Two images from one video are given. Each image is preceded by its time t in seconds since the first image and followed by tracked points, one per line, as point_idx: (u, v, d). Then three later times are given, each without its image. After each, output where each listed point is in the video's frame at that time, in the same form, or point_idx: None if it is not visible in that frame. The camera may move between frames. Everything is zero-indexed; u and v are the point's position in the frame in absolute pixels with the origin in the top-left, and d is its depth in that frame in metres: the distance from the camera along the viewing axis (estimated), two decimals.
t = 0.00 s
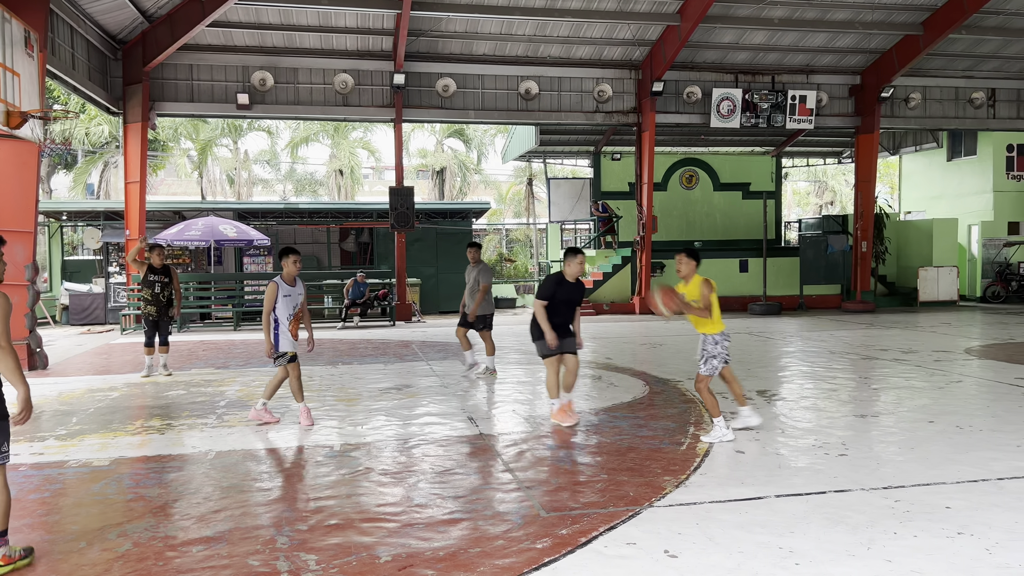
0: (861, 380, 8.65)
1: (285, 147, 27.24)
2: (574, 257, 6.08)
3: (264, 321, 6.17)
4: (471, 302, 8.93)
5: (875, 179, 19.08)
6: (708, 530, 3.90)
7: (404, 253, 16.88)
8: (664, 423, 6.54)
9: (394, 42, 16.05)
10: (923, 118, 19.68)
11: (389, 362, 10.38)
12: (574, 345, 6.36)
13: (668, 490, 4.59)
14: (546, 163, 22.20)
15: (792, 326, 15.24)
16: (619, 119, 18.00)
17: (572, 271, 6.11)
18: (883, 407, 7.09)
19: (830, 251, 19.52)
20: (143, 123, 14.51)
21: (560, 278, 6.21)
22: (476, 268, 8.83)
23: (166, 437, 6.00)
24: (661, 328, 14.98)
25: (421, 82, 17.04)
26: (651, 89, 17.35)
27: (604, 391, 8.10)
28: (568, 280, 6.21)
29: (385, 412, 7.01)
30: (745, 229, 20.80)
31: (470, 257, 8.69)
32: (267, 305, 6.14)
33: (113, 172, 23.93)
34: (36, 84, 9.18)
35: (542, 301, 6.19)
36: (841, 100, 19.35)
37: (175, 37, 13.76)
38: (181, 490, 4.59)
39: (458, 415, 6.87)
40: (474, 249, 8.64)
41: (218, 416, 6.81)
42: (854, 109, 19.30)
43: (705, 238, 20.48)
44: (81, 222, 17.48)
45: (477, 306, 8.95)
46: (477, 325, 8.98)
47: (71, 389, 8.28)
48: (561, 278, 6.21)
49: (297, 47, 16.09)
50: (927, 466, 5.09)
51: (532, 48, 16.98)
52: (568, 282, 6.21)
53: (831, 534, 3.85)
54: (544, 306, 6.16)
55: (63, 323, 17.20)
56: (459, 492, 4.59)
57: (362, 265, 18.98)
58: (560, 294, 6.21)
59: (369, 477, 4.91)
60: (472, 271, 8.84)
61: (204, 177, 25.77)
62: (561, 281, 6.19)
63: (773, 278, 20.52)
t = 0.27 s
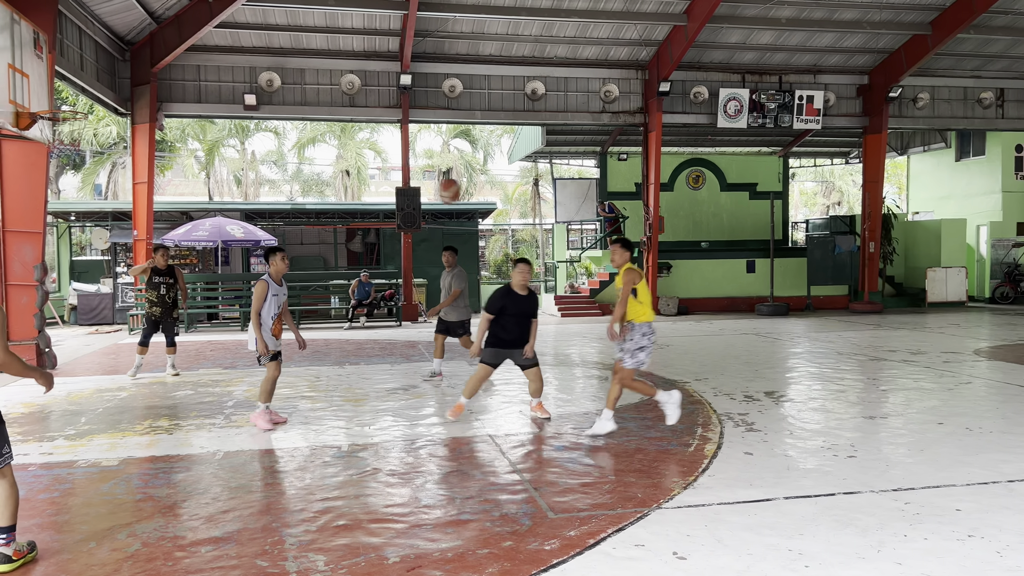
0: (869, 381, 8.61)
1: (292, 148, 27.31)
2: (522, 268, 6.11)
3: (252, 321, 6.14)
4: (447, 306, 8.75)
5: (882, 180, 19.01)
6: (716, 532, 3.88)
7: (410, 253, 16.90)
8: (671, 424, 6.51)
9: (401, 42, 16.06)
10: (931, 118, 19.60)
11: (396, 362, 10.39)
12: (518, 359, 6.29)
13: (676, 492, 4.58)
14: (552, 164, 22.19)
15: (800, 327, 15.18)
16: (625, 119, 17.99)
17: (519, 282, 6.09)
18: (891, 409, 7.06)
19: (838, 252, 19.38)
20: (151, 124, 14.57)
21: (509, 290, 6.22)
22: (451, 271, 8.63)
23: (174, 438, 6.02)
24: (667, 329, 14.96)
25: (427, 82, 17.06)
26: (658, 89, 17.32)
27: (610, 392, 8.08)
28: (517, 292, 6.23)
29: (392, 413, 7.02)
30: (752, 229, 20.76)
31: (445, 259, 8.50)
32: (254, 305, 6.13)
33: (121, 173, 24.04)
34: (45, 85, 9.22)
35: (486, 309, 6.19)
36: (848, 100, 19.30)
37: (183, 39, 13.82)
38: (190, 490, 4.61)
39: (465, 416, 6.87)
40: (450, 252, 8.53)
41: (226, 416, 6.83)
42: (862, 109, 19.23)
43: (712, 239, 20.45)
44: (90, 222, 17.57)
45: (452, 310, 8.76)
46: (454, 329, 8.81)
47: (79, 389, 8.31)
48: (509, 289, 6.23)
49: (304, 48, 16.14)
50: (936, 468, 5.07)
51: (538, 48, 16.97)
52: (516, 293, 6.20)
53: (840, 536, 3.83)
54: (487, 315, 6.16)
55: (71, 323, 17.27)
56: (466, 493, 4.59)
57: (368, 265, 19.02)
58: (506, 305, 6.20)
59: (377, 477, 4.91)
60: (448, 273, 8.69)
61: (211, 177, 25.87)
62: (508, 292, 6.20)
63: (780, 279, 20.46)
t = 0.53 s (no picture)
0: (888, 382, 8.51)
1: (308, 148, 27.47)
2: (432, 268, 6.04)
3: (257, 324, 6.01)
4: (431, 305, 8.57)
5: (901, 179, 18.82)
6: (734, 534, 3.86)
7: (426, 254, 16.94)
8: (688, 425, 6.48)
9: (417, 43, 16.10)
10: (951, 117, 19.36)
11: (411, 362, 10.41)
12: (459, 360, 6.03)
13: (693, 493, 4.55)
14: (567, 163, 22.15)
15: (817, 328, 15.05)
16: (641, 119, 17.93)
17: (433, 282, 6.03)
18: (911, 411, 6.97)
19: (855, 252, 19.03)
20: (169, 125, 14.70)
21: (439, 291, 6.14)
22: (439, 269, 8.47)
23: (193, 436, 6.07)
24: (683, 330, 14.89)
25: (443, 83, 17.11)
26: (674, 89, 17.25)
27: (626, 392, 8.05)
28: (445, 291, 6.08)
29: (408, 412, 7.03)
30: (769, 229, 20.54)
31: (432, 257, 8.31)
32: (259, 300, 6.04)
33: (139, 174, 24.30)
34: (66, 87, 9.33)
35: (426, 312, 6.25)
36: (866, 99, 19.09)
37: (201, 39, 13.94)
38: (209, 489, 4.64)
39: (481, 416, 6.87)
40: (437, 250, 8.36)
41: (244, 414, 6.88)
42: (881, 108, 19.03)
43: (729, 239, 20.28)
44: (109, 222, 17.77)
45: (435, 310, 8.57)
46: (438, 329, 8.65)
47: (99, 388, 8.39)
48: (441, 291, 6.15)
49: (321, 49, 16.23)
50: (958, 471, 5.00)
51: (554, 48, 16.95)
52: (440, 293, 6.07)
53: (860, 539, 3.79)
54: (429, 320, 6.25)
55: (91, 322, 17.48)
56: (483, 493, 4.59)
57: (384, 265, 19.10)
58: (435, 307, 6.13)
59: (394, 477, 4.92)
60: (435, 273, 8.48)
61: (228, 178, 26.07)
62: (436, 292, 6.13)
63: (797, 279, 20.36)
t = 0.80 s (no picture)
0: (916, 386, 8.37)
1: (332, 150, 27.69)
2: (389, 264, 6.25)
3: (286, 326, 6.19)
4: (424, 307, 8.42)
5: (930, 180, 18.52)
6: (760, 538, 3.81)
7: (448, 255, 16.99)
8: (713, 428, 6.42)
9: (440, 45, 16.16)
10: (981, 116, 19.01)
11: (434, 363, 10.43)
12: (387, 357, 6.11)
13: (718, 497, 4.51)
14: (590, 164, 22.07)
15: (843, 330, 14.85)
16: (664, 119, 17.83)
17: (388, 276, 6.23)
18: (940, 415, 6.85)
19: (883, 253, 18.64)
20: (196, 127, 14.90)
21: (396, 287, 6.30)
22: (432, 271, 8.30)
23: (219, 435, 6.14)
24: (707, 331, 14.76)
25: (466, 85, 17.14)
26: (698, 89, 17.13)
27: (650, 395, 8.00)
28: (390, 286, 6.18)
29: (431, 413, 7.05)
30: (795, 229, 20.29)
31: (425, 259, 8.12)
32: (281, 301, 6.15)
33: (167, 176, 24.65)
34: (96, 90, 9.49)
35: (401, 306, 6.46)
36: (894, 98, 18.80)
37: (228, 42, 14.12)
38: (235, 488, 4.69)
39: (504, 417, 6.86)
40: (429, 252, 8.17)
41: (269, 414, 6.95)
42: (909, 107, 18.74)
43: (753, 240, 20.08)
44: (137, 223, 18.05)
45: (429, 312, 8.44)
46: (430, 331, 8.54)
47: (128, 387, 8.52)
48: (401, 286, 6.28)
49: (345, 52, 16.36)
50: (990, 476, 4.90)
51: (577, 49, 16.92)
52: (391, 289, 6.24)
53: (889, 544, 3.73)
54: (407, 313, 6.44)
55: (120, 322, 17.76)
56: (506, 495, 4.58)
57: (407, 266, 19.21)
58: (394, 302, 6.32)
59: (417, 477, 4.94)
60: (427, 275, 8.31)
61: (253, 179, 26.37)
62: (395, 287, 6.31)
63: (822, 280, 20.13)
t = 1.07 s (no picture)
0: (951, 389, 8.19)
1: (360, 152, 27.93)
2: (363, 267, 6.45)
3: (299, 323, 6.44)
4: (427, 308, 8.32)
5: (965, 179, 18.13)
6: (791, 543, 3.76)
7: (475, 255, 17.04)
8: (742, 431, 6.35)
9: (467, 46, 16.22)
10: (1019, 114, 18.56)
11: (460, 363, 10.46)
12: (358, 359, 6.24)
13: (747, 501, 4.45)
14: (617, 164, 21.95)
15: (875, 332, 14.58)
16: (693, 119, 17.67)
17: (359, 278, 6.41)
18: (976, 419, 6.69)
19: (916, 254, 18.28)
20: (227, 129, 15.12)
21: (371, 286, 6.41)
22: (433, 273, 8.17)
23: (249, 434, 6.22)
24: (736, 333, 14.60)
25: (493, 86, 17.16)
26: (727, 88, 16.96)
27: (678, 397, 7.94)
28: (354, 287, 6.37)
29: (458, 414, 7.08)
30: (825, 231, 20.03)
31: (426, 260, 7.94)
32: (299, 303, 6.45)
33: (199, 178, 25.08)
34: (130, 93, 9.68)
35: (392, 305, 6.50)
36: (928, 97, 18.42)
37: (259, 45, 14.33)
38: (264, 486, 4.75)
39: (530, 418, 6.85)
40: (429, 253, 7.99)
41: (299, 413, 7.04)
42: (944, 106, 18.35)
43: (783, 241, 19.81)
44: (170, 224, 18.37)
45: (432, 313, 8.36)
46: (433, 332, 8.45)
47: (160, 386, 8.67)
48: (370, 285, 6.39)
49: (373, 54, 16.50)
50: None
51: (604, 49, 16.85)
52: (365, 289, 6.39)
53: (923, 551, 3.65)
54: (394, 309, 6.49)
55: (153, 322, 18.08)
56: (533, 496, 4.58)
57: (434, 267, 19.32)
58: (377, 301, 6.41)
59: (444, 477, 4.96)
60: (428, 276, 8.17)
61: (283, 181, 26.70)
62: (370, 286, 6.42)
63: (854, 282, 19.80)
